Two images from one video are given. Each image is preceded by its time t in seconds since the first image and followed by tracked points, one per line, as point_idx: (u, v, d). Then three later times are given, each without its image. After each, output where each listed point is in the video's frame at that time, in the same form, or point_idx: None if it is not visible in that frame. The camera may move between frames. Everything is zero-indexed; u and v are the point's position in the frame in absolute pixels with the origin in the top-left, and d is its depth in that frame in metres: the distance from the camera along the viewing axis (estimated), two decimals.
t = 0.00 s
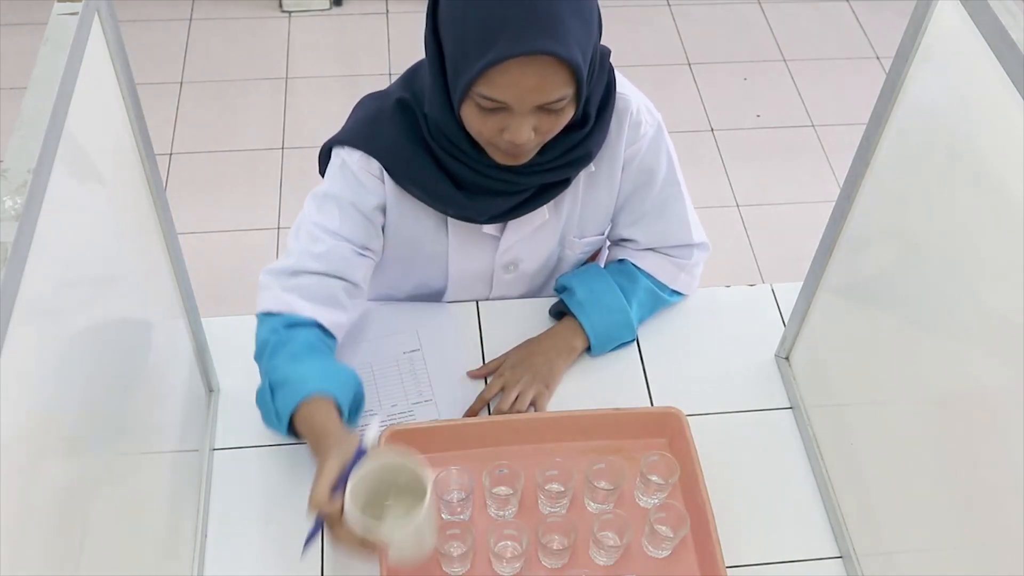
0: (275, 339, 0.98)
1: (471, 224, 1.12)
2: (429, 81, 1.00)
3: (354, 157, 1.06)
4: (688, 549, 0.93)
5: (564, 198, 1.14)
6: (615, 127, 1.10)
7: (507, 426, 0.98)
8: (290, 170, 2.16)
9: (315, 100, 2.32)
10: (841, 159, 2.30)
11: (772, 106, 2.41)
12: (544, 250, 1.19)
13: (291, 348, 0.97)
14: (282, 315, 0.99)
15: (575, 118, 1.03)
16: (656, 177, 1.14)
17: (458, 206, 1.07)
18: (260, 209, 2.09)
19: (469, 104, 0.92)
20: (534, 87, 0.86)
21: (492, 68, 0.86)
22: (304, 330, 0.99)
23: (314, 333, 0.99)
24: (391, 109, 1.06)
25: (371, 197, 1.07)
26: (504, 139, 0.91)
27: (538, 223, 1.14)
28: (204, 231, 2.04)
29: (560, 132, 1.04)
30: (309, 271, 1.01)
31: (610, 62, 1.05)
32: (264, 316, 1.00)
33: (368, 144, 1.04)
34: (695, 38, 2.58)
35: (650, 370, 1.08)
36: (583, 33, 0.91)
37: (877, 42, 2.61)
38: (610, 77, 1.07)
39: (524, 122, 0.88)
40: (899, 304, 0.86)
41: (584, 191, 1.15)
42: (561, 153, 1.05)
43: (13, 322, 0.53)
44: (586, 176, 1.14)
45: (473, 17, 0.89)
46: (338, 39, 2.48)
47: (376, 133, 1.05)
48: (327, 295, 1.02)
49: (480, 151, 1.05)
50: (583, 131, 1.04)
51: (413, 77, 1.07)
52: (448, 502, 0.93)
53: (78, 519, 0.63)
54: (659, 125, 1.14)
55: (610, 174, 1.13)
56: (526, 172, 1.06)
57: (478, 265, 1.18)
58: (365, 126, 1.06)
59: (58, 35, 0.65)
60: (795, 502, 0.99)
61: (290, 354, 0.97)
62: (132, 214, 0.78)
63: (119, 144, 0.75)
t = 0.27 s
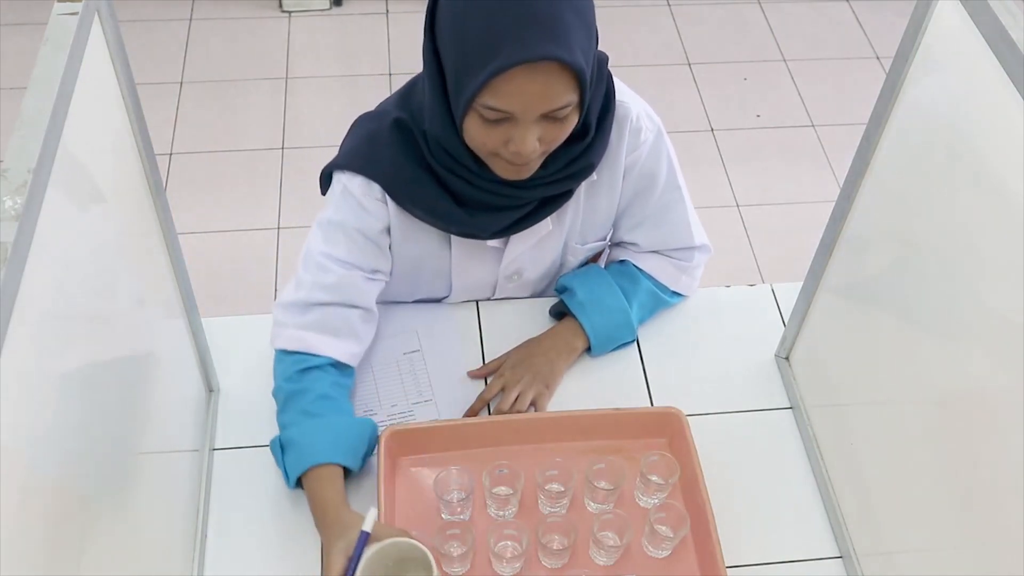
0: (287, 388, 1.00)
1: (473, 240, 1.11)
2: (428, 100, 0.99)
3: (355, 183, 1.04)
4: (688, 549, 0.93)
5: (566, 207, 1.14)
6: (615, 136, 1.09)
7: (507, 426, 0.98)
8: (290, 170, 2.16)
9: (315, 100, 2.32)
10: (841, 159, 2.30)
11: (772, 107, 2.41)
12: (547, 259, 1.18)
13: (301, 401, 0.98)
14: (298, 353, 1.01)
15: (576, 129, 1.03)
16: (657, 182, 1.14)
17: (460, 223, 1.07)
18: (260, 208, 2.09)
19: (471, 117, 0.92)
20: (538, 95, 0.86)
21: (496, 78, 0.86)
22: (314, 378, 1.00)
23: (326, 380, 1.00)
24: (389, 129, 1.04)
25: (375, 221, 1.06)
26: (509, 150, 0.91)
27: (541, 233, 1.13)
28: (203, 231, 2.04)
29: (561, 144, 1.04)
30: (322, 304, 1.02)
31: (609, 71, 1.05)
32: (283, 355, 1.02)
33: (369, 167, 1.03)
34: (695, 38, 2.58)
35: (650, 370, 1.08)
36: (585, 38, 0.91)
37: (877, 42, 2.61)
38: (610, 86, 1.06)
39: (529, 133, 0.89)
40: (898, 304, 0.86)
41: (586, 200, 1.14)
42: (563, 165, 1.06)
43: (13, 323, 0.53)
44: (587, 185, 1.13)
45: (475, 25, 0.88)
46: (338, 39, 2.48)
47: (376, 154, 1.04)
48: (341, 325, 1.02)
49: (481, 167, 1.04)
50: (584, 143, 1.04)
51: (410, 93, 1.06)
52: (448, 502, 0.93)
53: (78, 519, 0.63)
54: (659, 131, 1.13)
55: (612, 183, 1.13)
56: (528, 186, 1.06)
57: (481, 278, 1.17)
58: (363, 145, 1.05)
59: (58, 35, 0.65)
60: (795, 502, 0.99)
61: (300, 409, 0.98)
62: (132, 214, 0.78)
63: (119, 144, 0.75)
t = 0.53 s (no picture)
0: (291, 404, 1.00)
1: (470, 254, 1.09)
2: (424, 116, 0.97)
3: (350, 199, 1.02)
4: (688, 549, 0.93)
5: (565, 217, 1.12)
6: (614, 145, 1.08)
7: (507, 426, 0.98)
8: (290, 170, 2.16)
9: (315, 100, 2.32)
10: (841, 159, 2.30)
11: (772, 107, 2.41)
12: (546, 266, 1.17)
13: (305, 417, 0.98)
14: (300, 368, 1.02)
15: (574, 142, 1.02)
16: (657, 188, 1.13)
17: (457, 237, 1.05)
18: (260, 208, 2.09)
19: (469, 134, 0.91)
20: (537, 115, 0.86)
21: (494, 99, 0.85)
22: (318, 395, 1.00)
23: (330, 396, 1.00)
24: (382, 144, 1.02)
25: (372, 235, 1.04)
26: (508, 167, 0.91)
27: (541, 244, 1.12)
28: (204, 231, 2.04)
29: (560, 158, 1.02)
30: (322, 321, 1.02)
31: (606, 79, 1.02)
32: (286, 371, 1.02)
33: (363, 183, 1.01)
34: (694, 38, 2.58)
35: (650, 370, 1.08)
36: (583, 54, 0.91)
37: (877, 42, 2.61)
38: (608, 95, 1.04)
39: (528, 150, 0.88)
40: (898, 304, 0.86)
41: (585, 208, 1.13)
42: (561, 178, 1.04)
43: (13, 323, 0.53)
44: (586, 195, 1.12)
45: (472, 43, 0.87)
46: (338, 39, 2.48)
47: (369, 170, 1.01)
48: (341, 341, 1.02)
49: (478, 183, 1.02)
50: (582, 155, 1.03)
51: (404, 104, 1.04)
52: (448, 502, 0.93)
53: (78, 519, 0.63)
54: (658, 138, 1.12)
55: (611, 191, 1.12)
56: (526, 200, 1.04)
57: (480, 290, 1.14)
58: (358, 161, 1.02)
59: (59, 35, 0.65)
60: (795, 502, 0.99)
61: (304, 424, 0.98)
62: (132, 215, 0.78)
63: (119, 144, 0.75)
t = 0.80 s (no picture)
0: (290, 406, 1.00)
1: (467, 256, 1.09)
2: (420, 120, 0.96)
3: (346, 201, 1.02)
4: (688, 549, 0.93)
5: (564, 222, 1.12)
6: (613, 150, 1.07)
7: (507, 426, 0.98)
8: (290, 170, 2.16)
9: (315, 100, 2.32)
10: (841, 159, 2.30)
11: (772, 107, 2.41)
12: (545, 271, 1.16)
13: (304, 419, 0.98)
14: (298, 369, 1.02)
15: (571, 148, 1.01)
16: (657, 192, 1.13)
17: (453, 240, 1.05)
18: (260, 209, 2.09)
19: (464, 145, 0.91)
20: (533, 132, 0.86)
21: (490, 115, 0.85)
22: (317, 397, 1.00)
23: (329, 397, 1.00)
24: (379, 146, 1.01)
25: (368, 236, 1.04)
26: (501, 180, 0.91)
27: (538, 248, 1.11)
28: (204, 231, 2.04)
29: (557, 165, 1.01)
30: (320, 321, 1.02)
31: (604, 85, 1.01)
32: (285, 371, 1.02)
33: (359, 186, 1.01)
34: (694, 38, 2.58)
35: (650, 370, 1.08)
36: (582, 72, 0.90)
37: (877, 42, 2.61)
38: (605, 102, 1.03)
39: (523, 165, 0.89)
40: (898, 304, 0.86)
41: (585, 214, 1.13)
42: (557, 184, 1.03)
43: (13, 323, 0.53)
44: (584, 200, 1.12)
45: (472, 57, 0.87)
46: (338, 39, 2.48)
47: (365, 172, 1.01)
48: (339, 341, 1.02)
49: (474, 187, 1.02)
50: (578, 162, 1.02)
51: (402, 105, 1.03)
52: (448, 502, 0.93)
53: (78, 519, 0.63)
54: (657, 142, 1.11)
55: (610, 196, 1.12)
56: (523, 204, 1.04)
57: (478, 291, 1.13)
58: (354, 163, 1.02)
59: (59, 36, 0.65)
60: (795, 503, 0.99)
61: (303, 426, 0.98)
62: (132, 214, 0.78)
63: (119, 144, 0.75)
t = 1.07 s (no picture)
0: (290, 405, 1.00)
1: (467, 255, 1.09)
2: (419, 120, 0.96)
3: (346, 200, 1.02)
4: (688, 549, 0.93)
5: (563, 221, 1.12)
6: (613, 149, 1.07)
7: (507, 426, 0.98)
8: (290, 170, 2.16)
9: (315, 100, 2.32)
10: (841, 159, 2.30)
11: (772, 107, 2.41)
12: (545, 270, 1.17)
13: (304, 418, 0.98)
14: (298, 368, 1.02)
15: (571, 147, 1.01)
16: (657, 192, 1.13)
17: (453, 240, 1.05)
18: (260, 209, 2.09)
19: (463, 149, 0.92)
20: (533, 140, 0.86)
21: (490, 123, 0.85)
22: (316, 396, 1.00)
23: (329, 397, 1.00)
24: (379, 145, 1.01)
25: (367, 235, 1.04)
26: (500, 183, 0.92)
27: (538, 247, 1.11)
28: (203, 231, 2.04)
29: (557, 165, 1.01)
30: (319, 321, 1.02)
31: (604, 83, 1.01)
32: (284, 371, 1.02)
33: (359, 185, 1.01)
34: (694, 38, 2.58)
35: (650, 370, 1.08)
36: (582, 77, 0.90)
37: (877, 42, 2.61)
38: (605, 100, 1.03)
39: (522, 169, 0.89)
40: (898, 304, 0.86)
41: (585, 211, 1.13)
42: (557, 183, 1.03)
43: (13, 323, 0.53)
44: (584, 199, 1.12)
45: (472, 63, 0.87)
46: (338, 39, 2.48)
47: (366, 172, 1.01)
48: (338, 341, 1.02)
49: (473, 187, 1.02)
50: (576, 162, 1.02)
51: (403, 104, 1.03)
52: (448, 502, 0.93)
53: (78, 520, 0.63)
54: (657, 141, 1.11)
55: (610, 194, 1.12)
56: (522, 204, 1.04)
57: (479, 291, 1.13)
58: (354, 162, 1.02)
59: (58, 36, 0.65)
60: (795, 502, 0.99)
61: (303, 425, 0.98)
62: (132, 214, 0.78)
63: (119, 144, 0.75)
